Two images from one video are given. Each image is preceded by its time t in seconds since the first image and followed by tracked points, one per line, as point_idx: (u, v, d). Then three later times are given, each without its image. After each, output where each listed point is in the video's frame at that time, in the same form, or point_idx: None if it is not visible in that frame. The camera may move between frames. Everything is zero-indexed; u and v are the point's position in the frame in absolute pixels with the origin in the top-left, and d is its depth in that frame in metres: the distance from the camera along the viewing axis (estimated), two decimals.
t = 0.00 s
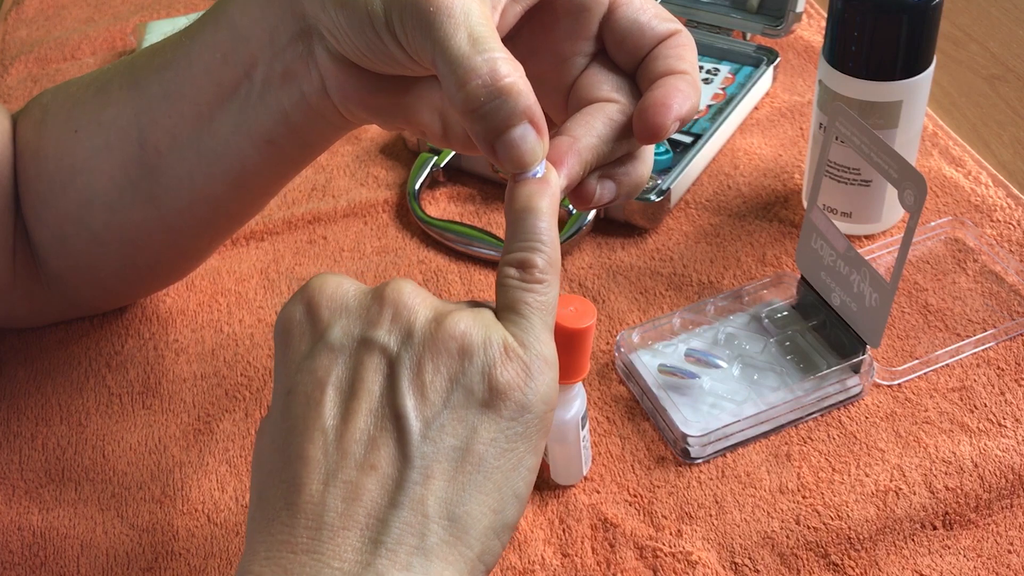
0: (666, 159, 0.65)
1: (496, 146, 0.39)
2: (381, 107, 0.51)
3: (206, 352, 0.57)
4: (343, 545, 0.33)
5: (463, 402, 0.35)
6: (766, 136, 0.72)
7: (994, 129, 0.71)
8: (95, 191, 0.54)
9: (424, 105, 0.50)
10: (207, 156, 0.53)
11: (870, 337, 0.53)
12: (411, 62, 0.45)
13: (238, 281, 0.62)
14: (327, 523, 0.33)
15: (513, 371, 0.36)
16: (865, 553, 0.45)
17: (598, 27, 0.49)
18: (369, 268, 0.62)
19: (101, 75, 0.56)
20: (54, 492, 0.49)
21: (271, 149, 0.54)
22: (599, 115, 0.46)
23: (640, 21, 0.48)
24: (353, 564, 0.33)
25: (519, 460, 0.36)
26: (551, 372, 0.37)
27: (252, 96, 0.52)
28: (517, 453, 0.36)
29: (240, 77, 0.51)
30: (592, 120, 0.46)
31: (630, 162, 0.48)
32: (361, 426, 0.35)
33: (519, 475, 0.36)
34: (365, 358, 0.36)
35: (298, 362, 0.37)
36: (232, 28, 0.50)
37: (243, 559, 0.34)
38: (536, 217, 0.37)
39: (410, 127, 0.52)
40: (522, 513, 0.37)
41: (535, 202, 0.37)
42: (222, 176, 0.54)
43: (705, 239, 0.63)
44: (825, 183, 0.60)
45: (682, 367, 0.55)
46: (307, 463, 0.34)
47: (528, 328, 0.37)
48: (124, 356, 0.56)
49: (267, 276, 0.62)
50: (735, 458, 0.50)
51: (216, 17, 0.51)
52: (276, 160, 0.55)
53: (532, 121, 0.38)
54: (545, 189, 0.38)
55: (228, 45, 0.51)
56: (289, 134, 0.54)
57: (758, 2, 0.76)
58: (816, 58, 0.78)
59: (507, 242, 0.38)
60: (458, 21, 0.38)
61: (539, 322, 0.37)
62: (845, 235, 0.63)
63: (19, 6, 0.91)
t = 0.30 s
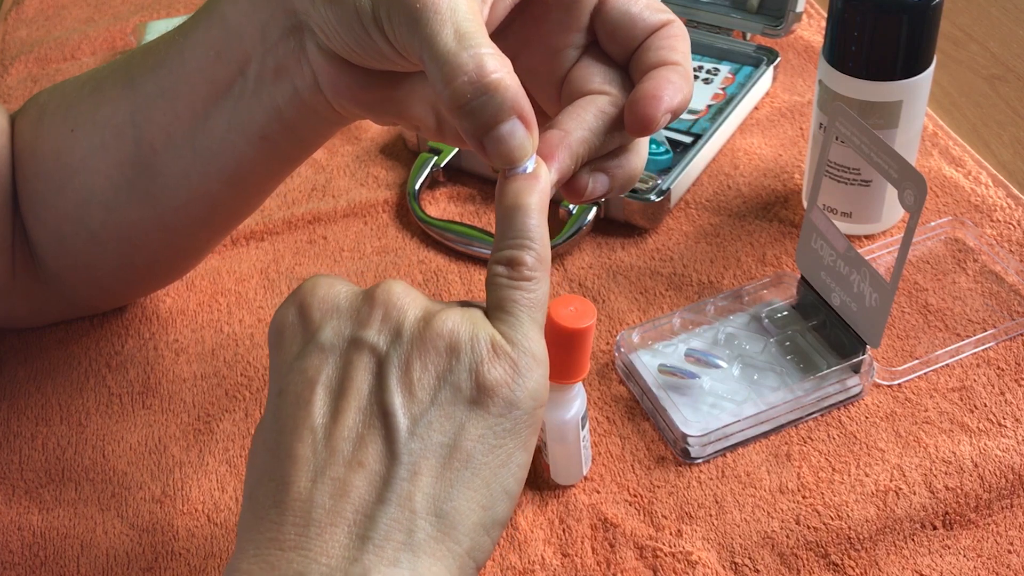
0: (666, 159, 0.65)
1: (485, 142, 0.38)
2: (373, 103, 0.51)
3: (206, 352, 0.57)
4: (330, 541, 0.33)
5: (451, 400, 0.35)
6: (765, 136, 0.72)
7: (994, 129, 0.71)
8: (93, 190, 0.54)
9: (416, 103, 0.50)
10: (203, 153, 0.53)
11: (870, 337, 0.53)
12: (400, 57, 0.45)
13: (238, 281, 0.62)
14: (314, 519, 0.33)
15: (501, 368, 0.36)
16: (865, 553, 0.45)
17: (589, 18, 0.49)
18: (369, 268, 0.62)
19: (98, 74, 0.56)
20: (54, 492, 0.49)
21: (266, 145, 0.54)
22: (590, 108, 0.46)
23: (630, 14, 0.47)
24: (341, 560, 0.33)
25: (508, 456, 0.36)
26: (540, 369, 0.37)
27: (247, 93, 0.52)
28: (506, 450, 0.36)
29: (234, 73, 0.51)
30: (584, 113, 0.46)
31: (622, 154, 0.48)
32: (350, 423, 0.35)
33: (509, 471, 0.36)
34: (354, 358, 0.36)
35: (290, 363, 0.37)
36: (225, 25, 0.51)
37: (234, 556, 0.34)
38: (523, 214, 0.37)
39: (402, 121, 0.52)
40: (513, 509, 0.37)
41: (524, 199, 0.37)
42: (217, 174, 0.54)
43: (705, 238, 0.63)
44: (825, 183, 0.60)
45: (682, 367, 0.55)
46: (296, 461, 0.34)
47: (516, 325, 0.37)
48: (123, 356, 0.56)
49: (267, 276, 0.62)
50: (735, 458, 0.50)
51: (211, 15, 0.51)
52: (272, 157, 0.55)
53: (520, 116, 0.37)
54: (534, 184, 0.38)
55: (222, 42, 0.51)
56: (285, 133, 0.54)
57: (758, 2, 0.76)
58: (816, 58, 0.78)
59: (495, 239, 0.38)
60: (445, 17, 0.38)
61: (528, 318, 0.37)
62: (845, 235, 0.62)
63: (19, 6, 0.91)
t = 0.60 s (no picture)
0: (666, 159, 0.65)
1: (485, 144, 0.38)
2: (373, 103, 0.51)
3: (206, 352, 0.57)
4: (330, 541, 0.33)
5: (451, 401, 0.35)
6: (766, 136, 0.72)
7: (994, 129, 0.71)
8: (93, 189, 0.54)
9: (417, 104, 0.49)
10: (203, 153, 0.53)
11: (870, 337, 0.53)
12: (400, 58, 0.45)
13: (238, 281, 0.62)
14: (314, 519, 0.33)
15: (501, 370, 0.36)
16: (865, 553, 0.45)
17: (590, 20, 0.49)
18: (369, 268, 0.62)
19: (98, 74, 0.56)
20: (54, 492, 0.49)
21: (267, 144, 0.54)
22: (590, 109, 0.46)
23: (631, 15, 0.47)
24: (340, 560, 0.33)
25: (508, 457, 0.36)
26: (540, 371, 0.37)
27: (248, 92, 0.52)
28: (506, 451, 0.36)
29: (235, 73, 0.51)
30: (584, 114, 0.46)
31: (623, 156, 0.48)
32: (350, 424, 0.35)
33: (509, 473, 0.36)
34: (356, 359, 0.36)
35: (291, 363, 0.37)
36: (225, 24, 0.51)
37: (233, 556, 0.34)
38: (524, 215, 0.37)
39: (403, 121, 0.52)
40: (513, 511, 0.36)
41: (523, 200, 0.37)
42: (217, 174, 0.54)
43: (705, 238, 0.63)
44: (825, 183, 0.60)
45: (682, 367, 0.55)
46: (296, 461, 0.34)
47: (516, 326, 0.37)
48: (123, 356, 0.57)
49: (268, 276, 0.62)
50: (735, 458, 0.50)
51: (211, 15, 0.51)
52: (273, 157, 0.55)
53: (520, 117, 0.37)
54: (533, 184, 0.38)
55: (222, 41, 0.51)
56: (285, 132, 0.54)
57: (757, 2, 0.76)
58: (816, 58, 0.78)
59: (495, 241, 0.38)
60: (445, 19, 0.38)
61: (528, 320, 0.37)
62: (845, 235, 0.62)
63: (19, 6, 0.91)
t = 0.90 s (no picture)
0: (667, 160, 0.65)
1: (513, 159, 0.39)
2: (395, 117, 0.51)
3: (206, 352, 0.57)
4: (364, 549, 0.33)
5: (485, 411, 0.36)
6: (765, 136, 0.72)
7: (994, 129, 0.71)
8: (100, 193, 0.54)
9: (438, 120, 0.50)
10: (213, 159, 0.53)
11: (870, 337, 0.53)
12: (425, 75, 0.45)
13: (238, 281, 0.62)
14: (347, 527, 0.33)
15: (533, 382, 0.36)
16: (865, 553, 0.45)
17: (610, 39, 0.49)
18: (369, 268, 0.62)
19: (110, 77, 0.56)
20: (54, 492, 0.49)
21: (281, 156, 0.54)
22: (612, 127, 0.47)
23: (652, 35, 0.48)
24: (374, 568, 0.33)
25: (539, 469, 0.36)
26: (570, 383, 0.37)
27: (264, 103, 0.52)
28: (538, 462, 0.36)
29: (252, 84, 0.51)
30: (605, 132, 0.47)
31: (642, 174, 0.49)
32: (383, 432, 0.35)
33: (540, 484, 0.36)
34: (387, 367, 0.37)
35: (321, 370, 0.37)
36: (244, 34, 0.51)
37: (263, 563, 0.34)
38: (551, 230, 0.38)
39: (423, 137, 0.52)
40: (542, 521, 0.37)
41: (551, 217, 0.38)
42: (228, 181, 0.54)
43: (705, 238, 0.63)
44: (825, 183, 0.60)
45: (682, 367, 0.55)
46: (329, 469, 0.34)
47: (547, 338, 0.37)
48: (123, 356, 0.56)
49: (268, 276, 0.62)
50: (735, 458, 0.50)
51: (229, 25, 0.51)
52: (286, 168, 0.55)
53: (548, 137, 0.38)
54: (560, 202, 0.39)
55: (240, 52, 0.51)
56: (299, 143, 0.54)
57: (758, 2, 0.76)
58: (816, 58, 0.78)
59: (524, 252, 0.39)
60: (474, 35, 0.38)
61: (558, 332, 0.38)
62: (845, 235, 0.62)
63: (19, 6, 0.91)
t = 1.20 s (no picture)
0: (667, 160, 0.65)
1: (530, 167, 0.40)
2: (407, 126, 0.51)
3: (206, 352, 0.57)
4: (385, 556, 0.34)
5: (504, 419, 0.37)
6: (765, 136, 0.72)
7: (994, 129, 0.71)
8: (104, 194, 0.54)
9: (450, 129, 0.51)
10: (218, 163, 0.54)
11: (870, 337, 0.53)
12: (443, 86, 0.46)
13: (238, 281, 0.62)
14: (368, 534, 0.34)
15: (552, 390, 0.37)
16: (865, 553, 0.45)
17: (623, 53, 0.50)
18: (369, 268, 0.62)
19: (118, 80, 0.56)
20: (54, 492, 0.49)
21: (288, 162, 0.54)
22: (626, 139, 0.48)
23: (664, 50, 0.48)
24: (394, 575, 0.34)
25: (557, 476, 0.37)
26: (588, 391, 0.38)
27: (274, 109, 0.52)
28: (556, 470, 0.37)
29: (262, 90, 0.51)
30: (619, 143, 0.47)
31: (652, 186, 0.50)
32: (403, 439, 0.36)
33: (558, 491, 0.37)
34: (406, 373, 0.37)
35: (339, 376, 0.38)
36: (257, 41, 0.51)
37: (284, 566, 0.35)
38: (568, 238, 0.39)
39: (431, 149, 0.53)
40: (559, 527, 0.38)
41: (567, 224, 0.39)
42: (233, 186, 0.54)
43: (705, 239, 0.63)
44: (825, 183, 0.60)
45: (682, 367, 0.55)
46: (349, 475, 0.35)
47: (564, 345, 0.39)
48: (124, 356, 0.56)
49: (267, 276, 0.62)
50: (735, 458, 0.50)
51: (243, 32, 0.51)
52: (291, 173, 0.55)
53: (565, 145, 0.40)
54: (575, 210, 0.40)
55: (252, 59, 0.51)
56: (307, 149, 0.54)
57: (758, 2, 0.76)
58: (816, 58, 0.78)
59: (541, 260, 0.40)
60: (493, 45, 0.39)
61: (574, 339, 0.39)
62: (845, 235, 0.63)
63: (19, 6, 0.91)
